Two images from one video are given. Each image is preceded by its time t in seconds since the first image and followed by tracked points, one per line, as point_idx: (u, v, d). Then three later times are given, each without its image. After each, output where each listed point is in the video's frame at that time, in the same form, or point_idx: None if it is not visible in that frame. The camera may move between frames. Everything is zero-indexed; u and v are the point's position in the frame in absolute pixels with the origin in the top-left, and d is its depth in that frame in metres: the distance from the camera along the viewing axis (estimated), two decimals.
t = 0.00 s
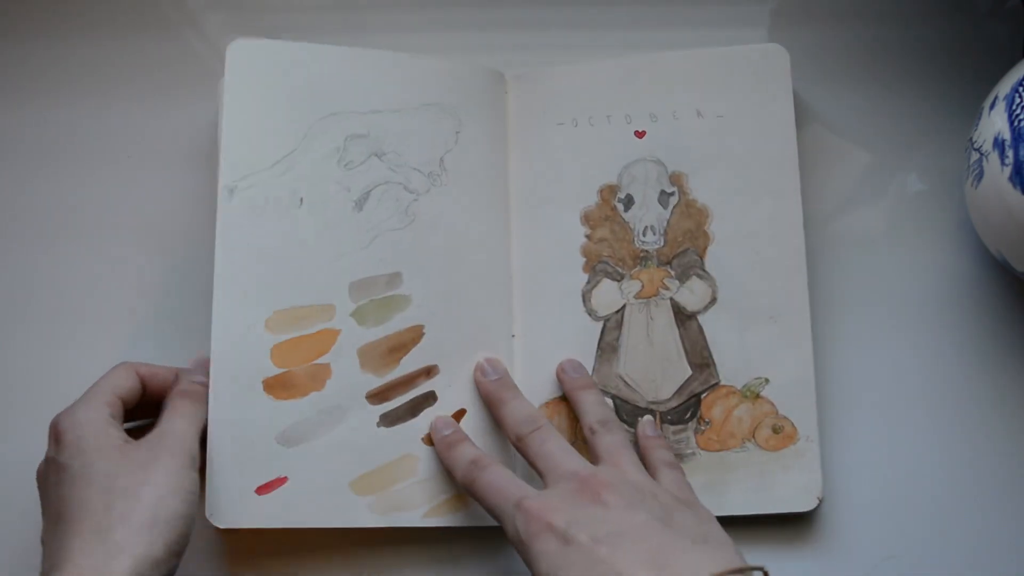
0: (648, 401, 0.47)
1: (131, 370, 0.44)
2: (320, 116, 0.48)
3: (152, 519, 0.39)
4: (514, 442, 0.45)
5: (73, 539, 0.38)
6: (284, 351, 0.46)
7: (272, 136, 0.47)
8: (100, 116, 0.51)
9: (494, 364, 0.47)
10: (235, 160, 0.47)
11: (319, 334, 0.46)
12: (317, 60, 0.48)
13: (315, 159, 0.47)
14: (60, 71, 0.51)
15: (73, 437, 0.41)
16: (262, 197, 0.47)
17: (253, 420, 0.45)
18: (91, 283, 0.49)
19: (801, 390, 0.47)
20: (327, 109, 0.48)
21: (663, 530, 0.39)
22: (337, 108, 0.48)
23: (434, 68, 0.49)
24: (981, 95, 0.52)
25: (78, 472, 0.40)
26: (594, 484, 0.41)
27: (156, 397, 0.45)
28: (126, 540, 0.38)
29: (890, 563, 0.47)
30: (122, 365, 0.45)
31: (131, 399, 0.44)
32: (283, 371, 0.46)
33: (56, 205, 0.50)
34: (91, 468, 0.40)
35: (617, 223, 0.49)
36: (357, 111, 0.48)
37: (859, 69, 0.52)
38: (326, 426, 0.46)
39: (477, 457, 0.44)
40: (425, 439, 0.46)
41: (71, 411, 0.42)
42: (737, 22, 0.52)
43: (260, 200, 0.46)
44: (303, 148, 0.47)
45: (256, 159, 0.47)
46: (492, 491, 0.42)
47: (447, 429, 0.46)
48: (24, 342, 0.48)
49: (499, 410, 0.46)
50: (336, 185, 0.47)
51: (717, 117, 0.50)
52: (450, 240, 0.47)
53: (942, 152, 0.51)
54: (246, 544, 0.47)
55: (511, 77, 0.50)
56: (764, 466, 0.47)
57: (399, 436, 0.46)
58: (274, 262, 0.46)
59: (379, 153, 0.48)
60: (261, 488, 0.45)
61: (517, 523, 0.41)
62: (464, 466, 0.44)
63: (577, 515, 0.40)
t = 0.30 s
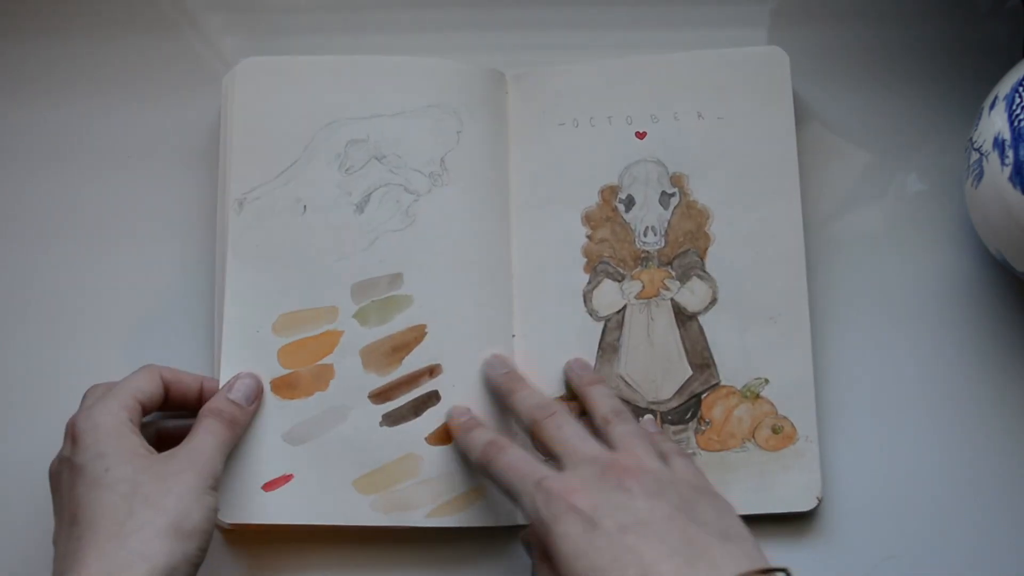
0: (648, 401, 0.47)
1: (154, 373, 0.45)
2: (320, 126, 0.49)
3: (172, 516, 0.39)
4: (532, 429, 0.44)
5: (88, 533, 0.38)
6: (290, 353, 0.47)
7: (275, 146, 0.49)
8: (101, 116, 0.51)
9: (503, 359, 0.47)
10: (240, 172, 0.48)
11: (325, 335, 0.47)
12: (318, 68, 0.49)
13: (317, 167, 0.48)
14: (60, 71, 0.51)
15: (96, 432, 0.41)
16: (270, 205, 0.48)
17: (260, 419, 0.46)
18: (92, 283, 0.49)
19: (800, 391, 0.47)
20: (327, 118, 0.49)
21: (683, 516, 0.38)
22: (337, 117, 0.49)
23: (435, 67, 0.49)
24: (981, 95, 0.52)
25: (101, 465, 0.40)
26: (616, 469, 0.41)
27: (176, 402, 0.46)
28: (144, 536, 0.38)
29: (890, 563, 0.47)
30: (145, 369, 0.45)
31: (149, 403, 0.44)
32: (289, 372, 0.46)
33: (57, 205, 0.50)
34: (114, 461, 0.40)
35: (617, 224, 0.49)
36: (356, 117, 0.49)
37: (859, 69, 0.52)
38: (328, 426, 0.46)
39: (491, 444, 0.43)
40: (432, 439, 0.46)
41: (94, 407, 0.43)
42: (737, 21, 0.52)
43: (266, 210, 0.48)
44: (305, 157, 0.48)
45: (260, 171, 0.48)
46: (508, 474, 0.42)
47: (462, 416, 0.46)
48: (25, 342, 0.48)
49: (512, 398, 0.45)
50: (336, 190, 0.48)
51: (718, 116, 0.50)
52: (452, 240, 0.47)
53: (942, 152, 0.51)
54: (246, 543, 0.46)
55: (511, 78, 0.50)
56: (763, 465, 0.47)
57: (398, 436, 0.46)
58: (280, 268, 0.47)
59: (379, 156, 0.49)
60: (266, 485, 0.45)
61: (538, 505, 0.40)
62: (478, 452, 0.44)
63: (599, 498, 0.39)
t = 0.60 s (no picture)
0: (648, 402, 0.47)
1: (152, 372, 0.45)
2: (320, 130, 0.49)
3: (185, 508, 0.39)
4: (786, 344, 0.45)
5: (101, 525, 0.38)
6: (295, 355, 0.47)
7: (278, 148, 0.49)
8: (102, 116, 0.51)
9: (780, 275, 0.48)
10: (243, 177, 0.48)
11: (328, 336, 0.47)
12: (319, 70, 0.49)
13: (319, 169, 0.48)
14: (61, 71, 0.51)
15: (100, 424, 0.41)
16: (273, 208, 0.48)
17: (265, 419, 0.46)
18: (93, 283, 0.49)
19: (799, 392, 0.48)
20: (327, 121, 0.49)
21: (939, 442, 0.40)
22: (338, 119, 0.49)
23: (436, 68, 0.49)
24: (981, 95, 0.52)
25: (110, 457, 0.40)
26: (899, 402, 0.40)
27: (172, 401, 0.46)
28: (160, 527, 0.38)
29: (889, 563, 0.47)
30: (141, 368, 0.45)
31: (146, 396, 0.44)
32: (293, 373, 0.47)
33: (58, 206, 0.50)
34: (124, 453, 0.40)
35: (618, 226, 0.49)
36: (356, 119, 0.49)
37: (859, 69, 0.52)
38: (331, 425, 0.46)
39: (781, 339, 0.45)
40: (432, 439, 0.46)
41: (94, 401, 0.42)
42: (738, 20, 0.52)
43: (270, 215, 0.48)
44: (307, 160, 0.49)
45: (263, 175, 0.48)
46: (790, 365, 0.43)
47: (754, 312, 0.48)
48: (25, 342, 0.48)
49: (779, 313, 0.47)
50: (337, 192, 0.48)
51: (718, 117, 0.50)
52: (453, 241, 0.47)
53: (942, 151, 0.51)
54: (246, 543, 0.46)
55: (511, 77, 0.50)
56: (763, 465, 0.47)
57: (399, 436, 0.46)
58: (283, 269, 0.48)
59: (379, 157, 0.49)
60: (271, 484, 0.45)
61: (811, 413, 0.40)
62: (758, 353, 0.45)
63: (874, 421, 0.39)
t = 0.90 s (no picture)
0: (648, 402, 0.48)
1: (152, 373, 0.44)
2: (319, 132, 0.49)
3: (189, 510, 0.39)
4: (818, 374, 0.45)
5: (104, 524, 0.38)
6: (296, 356, 0.47)
7: (279, 150, 0.49)
8: (102, 117, 0.51)
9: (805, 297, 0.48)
10: (245, 178, 0.48)
11: (329, 336, 0.47)
12: (319, 71, 0.49)
13: (319, 171, 0.49)
14: (61, 71, 0.51)
15: (102, 423, 0.41)
16: (274, 211, 0.48)
17: (266, 420, 0.46)
18: (94, 283, 0.49)
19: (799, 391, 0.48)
20: (327, 122, 0.49)
21: (977, 467, 0.40)
22: (338, 122, 0.49)
23: (436, 68, 0.49)
24: (981, 95, 0.52)
25: (113, 456, 0.40)
26: (938, 427, 0.40)
27: (171, 403, 0.45)
28: (166, 528, 0.38)
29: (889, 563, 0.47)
30: (141, 369, 0.45)
31: (145, 397, 0.44)
32: (294, 374, 0.47)
33: (59, 205, 0.50)
34: (127, 453, 0.40)
35: (618, 226, 0.49)
36: (355, 121, 0.49)
37: (859, 70, 0.52)
38: (332, 426, 0.47)
39: (811, 369, 0.45)
40: (430, 439, 0.46)
41: (95, 398, 0.42)
42: (739, 20, 0.52)
43: (271, 217, 0.48)
44: (307, 163, 0.49)
45: (264, 177, 0.48)
46: (824, 395, 0.43)
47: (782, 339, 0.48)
48: (26, 343, 0.48)
49: (807, 339, 0.47)
50: (337, 193, 0.48)
51: (718, 117, 0.50)
52: (453, 242, 0.47)
53: (942, 152, 0.51)
54: (246, 543, 0.46)
55: (511, 77, 0.50)
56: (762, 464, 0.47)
57: (399, 436, 0.46)
58: (284, 270, 0.48)
59: (377, 159, 0.49)
60: (273, 484, 0.46)
61: (851, 441, 0.40)
62: (791, 381, 0.45)
63: (914, 448, 0.39)
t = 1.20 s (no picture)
0: (648, 402, 0.48)
1: (157, 367, 0.44)
2: (320, 133, 0.49)
3: (208, 502, 0.40)
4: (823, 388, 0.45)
5: (125, 515, 0.37)
6: (300, 356, 0.47)
7: (281, 152, 0.49)
8: (103, 117, 0.51)
9: (807, 306, 0.48)
10: (249, 180, 0.49)
11: (329, 337, 0.47)
12: (319, 71, 0.49)
13: (320, 172, 0.49)
14: (61, 72, 0.51)
15: (117, 418, 0.40)
16: (275, 212, 0.48)
17: (268, 420, 0.46)
18: (95, 284, 0.49)
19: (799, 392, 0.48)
20: (328, 123, 0.49)
21: (974, 485, 0.40)
22: (338, 122, 0.49)
23: (436, 69, 0.49)
24: (981, 95, 0.52)
25: (131, 449, 0.39)
26: (937, 446, 0.41)
27: (172, 398, 0.45)
28: (187, 519, 0.38)
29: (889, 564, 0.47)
30: (144, 362, 0.44)
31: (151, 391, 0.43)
32: (297, 374, 0.47)
33: (59, 206, 0.50)
34: (144, 446, 0.39)
35: (618, 226, 0.49)
36: (355, 121, 0.49)
37: (859, 70, 0.52)
38: (335, 426, 0.47)
39: (813, 382, 0.45)
40: (431, 439, 0.46)
41: (106, 393, 0.41)
42: (739, 20, 0.52)
43: (274, 218, 0.48)
44: (309, 165, 0.49)
45: (267, 180, 0.49)
46: (827, 410, 0.43)
47: (785, 347, 0.47)
48: (27, 343, 0.48)
49: (809, 350, 0.47)
50: (337, 194, 0.48)
51: (718, 117, 0.50)
52: (454, 242, 0.47)
53: (942, 152, 0.51)
54: (246, 542, 0.46)
55: (511, 77, 0.50)
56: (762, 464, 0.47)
57: (399, 436, 0.46)
58: (285, 270, 0.48)
59: (377, 160, 0.49)
60: (278, 482, 0.46)
61: (854, 457, 0.40)
62: (791, 393, 0.45)
63: (915, 466, 0.40)
